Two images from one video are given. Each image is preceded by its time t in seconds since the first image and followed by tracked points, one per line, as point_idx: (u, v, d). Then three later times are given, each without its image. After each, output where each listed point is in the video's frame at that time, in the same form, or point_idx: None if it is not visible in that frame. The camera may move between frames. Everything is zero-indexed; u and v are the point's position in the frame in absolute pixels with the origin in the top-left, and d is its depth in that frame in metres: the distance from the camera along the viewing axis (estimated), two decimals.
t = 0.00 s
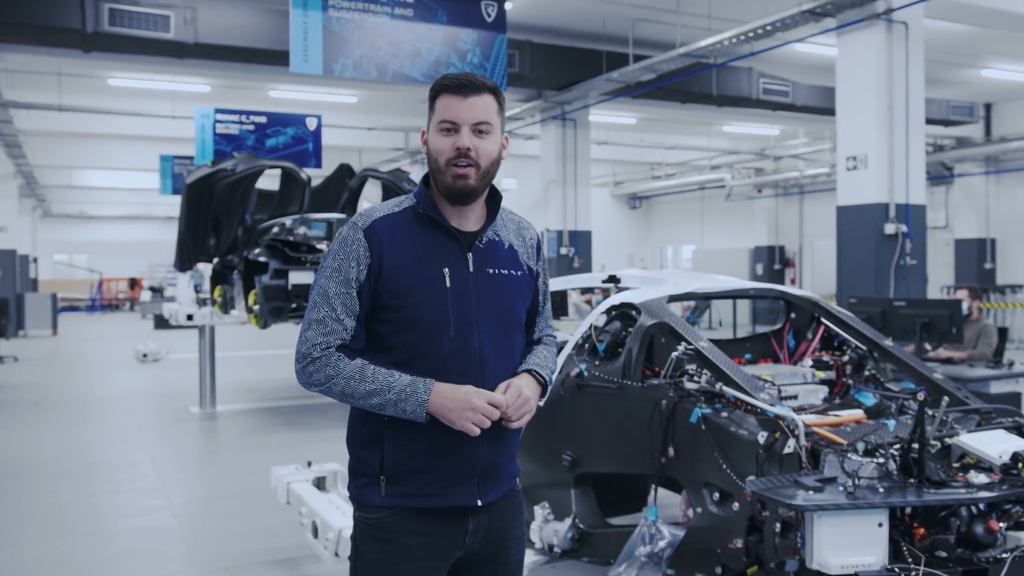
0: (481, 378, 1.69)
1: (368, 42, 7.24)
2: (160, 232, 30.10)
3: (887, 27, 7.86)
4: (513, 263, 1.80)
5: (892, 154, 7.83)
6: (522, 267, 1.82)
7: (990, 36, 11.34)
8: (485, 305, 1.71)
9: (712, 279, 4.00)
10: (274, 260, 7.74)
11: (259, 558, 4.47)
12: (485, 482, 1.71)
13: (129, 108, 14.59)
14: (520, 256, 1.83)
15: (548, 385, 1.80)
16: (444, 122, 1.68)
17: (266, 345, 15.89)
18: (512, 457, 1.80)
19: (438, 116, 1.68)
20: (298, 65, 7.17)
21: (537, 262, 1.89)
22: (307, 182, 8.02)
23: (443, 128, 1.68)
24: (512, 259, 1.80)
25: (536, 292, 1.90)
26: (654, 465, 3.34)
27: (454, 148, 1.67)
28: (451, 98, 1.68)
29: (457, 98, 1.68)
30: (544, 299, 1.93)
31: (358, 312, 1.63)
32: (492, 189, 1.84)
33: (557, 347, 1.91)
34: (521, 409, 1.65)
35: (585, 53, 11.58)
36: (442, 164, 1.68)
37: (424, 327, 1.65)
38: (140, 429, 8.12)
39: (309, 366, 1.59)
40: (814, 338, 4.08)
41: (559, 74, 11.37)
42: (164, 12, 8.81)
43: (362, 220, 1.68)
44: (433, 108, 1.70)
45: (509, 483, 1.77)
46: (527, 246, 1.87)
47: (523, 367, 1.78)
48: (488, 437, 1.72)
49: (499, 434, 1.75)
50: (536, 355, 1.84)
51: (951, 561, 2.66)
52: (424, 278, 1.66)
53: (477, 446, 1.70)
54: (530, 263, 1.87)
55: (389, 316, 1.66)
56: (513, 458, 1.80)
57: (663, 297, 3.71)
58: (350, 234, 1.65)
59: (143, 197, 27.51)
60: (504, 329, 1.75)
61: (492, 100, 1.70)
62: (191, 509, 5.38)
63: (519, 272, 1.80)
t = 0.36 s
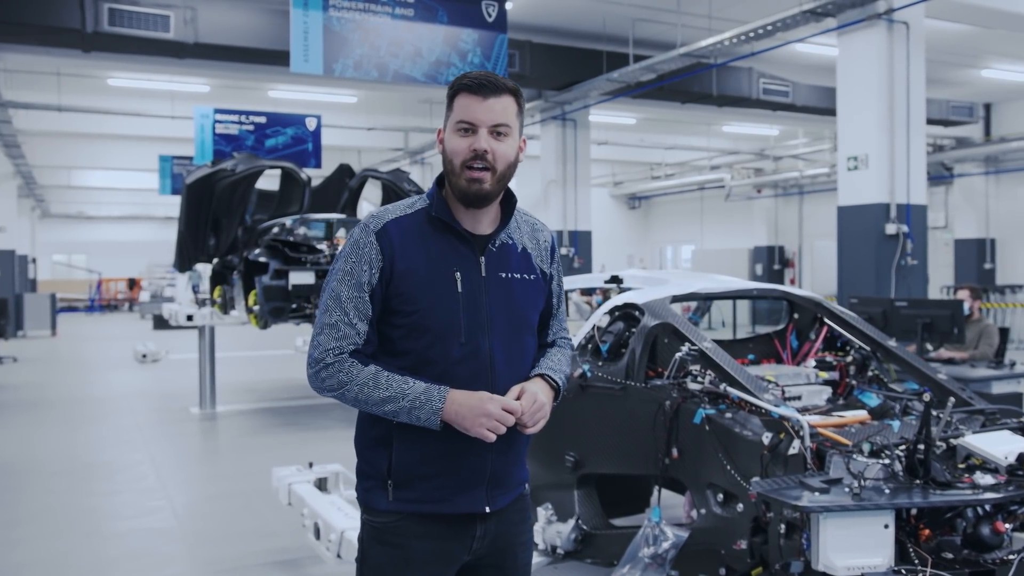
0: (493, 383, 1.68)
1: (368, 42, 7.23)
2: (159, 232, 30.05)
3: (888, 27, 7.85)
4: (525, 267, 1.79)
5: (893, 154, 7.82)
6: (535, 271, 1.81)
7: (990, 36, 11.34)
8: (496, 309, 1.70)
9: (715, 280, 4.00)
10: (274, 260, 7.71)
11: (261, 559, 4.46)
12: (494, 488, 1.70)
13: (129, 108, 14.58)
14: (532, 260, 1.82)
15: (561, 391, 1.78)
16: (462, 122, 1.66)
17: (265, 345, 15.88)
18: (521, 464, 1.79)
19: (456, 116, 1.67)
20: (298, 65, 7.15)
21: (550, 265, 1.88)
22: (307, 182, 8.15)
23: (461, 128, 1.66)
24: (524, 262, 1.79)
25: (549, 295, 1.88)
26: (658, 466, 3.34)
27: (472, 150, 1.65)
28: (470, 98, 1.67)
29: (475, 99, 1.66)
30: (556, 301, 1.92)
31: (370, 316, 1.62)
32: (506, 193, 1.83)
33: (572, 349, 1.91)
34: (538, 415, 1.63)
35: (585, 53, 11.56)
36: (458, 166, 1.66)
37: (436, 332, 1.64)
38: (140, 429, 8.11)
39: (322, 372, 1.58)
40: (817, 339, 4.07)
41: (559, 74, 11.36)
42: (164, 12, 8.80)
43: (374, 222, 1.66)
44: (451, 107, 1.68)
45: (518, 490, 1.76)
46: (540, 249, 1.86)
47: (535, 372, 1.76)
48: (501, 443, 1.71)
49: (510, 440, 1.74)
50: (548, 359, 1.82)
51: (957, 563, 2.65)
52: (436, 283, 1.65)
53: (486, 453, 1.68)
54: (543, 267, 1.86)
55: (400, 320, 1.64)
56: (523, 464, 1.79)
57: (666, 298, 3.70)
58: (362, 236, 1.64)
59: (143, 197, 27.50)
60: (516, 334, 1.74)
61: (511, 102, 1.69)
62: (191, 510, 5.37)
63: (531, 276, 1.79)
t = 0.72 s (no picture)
0: (504, 382, 1.66)
1: (368, 42, 7.21)
2: (157, 232, 29.99)
3: (888, 26, 7.84)
4: (529, 263, 1.78)
5: (893, 154, 7.82)
6: (538, 266, 1.81)
7: (990, 37, 11.35)
8: (503, 306, 1.69)
9: (716, 279, 3.98)
10: (274, 260, 7.70)
11: (262, 560, 4.44)
12: (515, 490, 1.69)
13: (128, 108, 14.57)
14: (535, 255, 1.82)
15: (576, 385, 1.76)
16: (449, 131, 1.64)
17: (264, 345, 15.86)
18: (541, 466, 1.78)
19: (442, 124, 1.65)
20: (298, 64, 7.12)
21: (554, 259, 1.88)
22: (307, 182, 8.16)
23: (448, 137, 1.64)
24: (527, 259, 1.79)
25: (556, 289, 1.88)
26: (661, 466, 3.34)
27: (461, 159, 1.64)
28: (456, 106, 1.64)
29: (462, 106, 1.64)
30: (565, 296, 1.91)
31: (375, 322, 1.61)
32: (503, 190, 1.82)
33: (589, 343, 1.89)
34: (554, 411, 1.62)
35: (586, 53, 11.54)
36: (448, 174, 1.65)
37: (443, 333, 1.63)
38: (139, 430, 8.09)
39: (331, 383, 1.57)
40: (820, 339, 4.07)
41: (558, 74, 11.34)
42: (163, 12, 8.79)
43: (372, 228, 1.66)
44: (437, 115, 1.67)
45: (539, 493, 1.75)
46: (542, 244, 1.86)
47: (549, 368, 1.75)
48: (518, 446, 1.71)
49: (527, 440, 1.73)
50: (563, 355, 1.81)
51: (963, 564, 2.63)
52: (440, 285, 1.64)
53: (503, 457, 1.67)
54: (546, 261, 1.85)
55: (406, 324, 1.64)
56: (543, 466, 1.78)
57: (668, 298, 3.68)
58: (361, 243, 1.63)
59: (141, 196, 27.48)
60: (525, 331, 1.72)
61: (498, 106, 1.66)
62: (191, 511, 5.35)
63: (534, 272, 1.79)
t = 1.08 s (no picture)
0: (514, 385, 1.65)
1: (368, 41, 7.20)
2: (154, 232, 29.93)
3: (888, 27, 7.83)
4: (540, 265, 1.78)
5: (893, 154, 7.82)
6: (549, 269, 1.80)
7: (989, 37, 11.36)
8: (513, 309, 1.68)
9: (718, 279, 3.98)
10: (273, 260, 7.64)
11: (262, 561, 4.43)
12: (526, 496, 1.68)
13: (125, 108, 14.54)
14: (545, 258, 1.82)
15: (587, 390, 1.75)
16: (459, 124, 1.64)
17: (262, 346, 15.84)
18: (552, 471, 1.77)
19: (453, 118, 1.65)
20: (298, 64, 7.08)
21: (565, 263, 1.87)
22: (305, 182, 8.13)
23: (458, 131, 1.64)
24: (537, 261, 1.78)
25: (568, 293, 1.87)
26: (664, 468, 3.33)
27: (470, 153, 1.63)
28: (466, 99, 1.64)
29: (472, 99, 1.64)
30: (575, 300, 1.90)
31: (383, 325, 1.60)
32: (514, 190, 1.81)
33: (596, 350, 1.89)
34: (564, 415, 1.61)
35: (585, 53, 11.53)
36: (458, 168, 1.65)
37: (453, 336, 1.62)
38: (137, 430, 8.07)
39: (337, 387, 1.56)
40: (822, 339, 4.07)
41: (557, 73, 11.32)
42: (161, 12, 8.77)
43: (380, 228, 1.65)
44: (447, 109, 1.67)
45: (551, 499, 1.74)
46: (553, 247, 1.85)
47: (559, 371, 1.74)
48: (529, 452, 1.70)
49: (537, 445, 1.72)
50: (573, 359, 1.80)
51: (968, 566, 2.61)
52: (449, 287, 1.63)
53: (513, 463, 1.66)
54: (557, 264, 1.85)
55: (414, 326, 1.63)
56: (556, 473, 1.77)
57: (670, 298, 3.66)
58: (369, 244, 1.63)
59: (138, 197, 27.46)
60: (536, 334, 1.71)
61: (509, 100, 1.66)
62: (190, 511, 5.34)
63: (546, 274, 1.78)
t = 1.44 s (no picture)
0: (525, 380, 1.64)
1: (367, 41, 7.19)
2: (151, 232, 29.87)
3: (886, 27, 7.84)
4: (552, 260, 1.78)
5: (892, 154, 7.82)
6: (561, 265, 1.80)
7: (986, 38, 11.38)
8: (525, 302, 1.67)
9: (719, 280, 3.98)
10: (271, 261, 7.63)
11: (261, 562, 4.42)
12: (534, 493, 1.68)
13: (122, 108, 14.51)
14: (557, 253, 1.81)
15: (596, 385, 1.75)
16: (469, 109, 1.64)
17: (259, 346, 15.83)
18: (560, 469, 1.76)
19: (463, 103, 1.65)
20: (297, 64, 7.07)
21: (576, 260, 1.87)
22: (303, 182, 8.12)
23: (469, 115, 1.64)
24: (550, 257, 1.78)
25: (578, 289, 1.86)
26: (666, 468, 3.33)
27: (482, 136, 1.63)
28: (477, 84, 1.64)
29: (483, 84, 1.64)
30: (585, 297, 1.89)
31: (395, 316, 1.60)
32: (525, 183, 1.81)
33: (606, 347, 1.88)
34: (576, 407, 1.61)
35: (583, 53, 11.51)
36: (470, 154, 1.64)
37: (465, 328, 1.61)
38: (135, 431, 8.05)
39: (348, 376, 1.55)
40: (823, 339, 4.07)
41: (555, 73, 11.32)
42: (159, 12, 8.75)
43: (393, 219, 1.65)
44: (457, 96, 1.66)
45: (557, 497, 1.74)
46: (565, 243, 1.85)
47: (570, 366, 1.74)
48: (537, 449, 1.69)
49: (546, 441, 1.71)
50: (582, 356, 1.80)
51: (972, 566, 2.61)
52: (461, 278, 1.62)
53: (521, 460, 1.65)
54: (569, 261, 1.85)
55: (426, 319, 1.62)
56: (563, 470, 1.76)
57: (671, 299, 3.66)
58: (382, 234, 1.62)
59: (135, 197, 27.41)
60: (546, 329, 1.71)
61: (519, 83, 1.66)
62: (188, 512, 5.33)
63: (558, 270, 1.77)
